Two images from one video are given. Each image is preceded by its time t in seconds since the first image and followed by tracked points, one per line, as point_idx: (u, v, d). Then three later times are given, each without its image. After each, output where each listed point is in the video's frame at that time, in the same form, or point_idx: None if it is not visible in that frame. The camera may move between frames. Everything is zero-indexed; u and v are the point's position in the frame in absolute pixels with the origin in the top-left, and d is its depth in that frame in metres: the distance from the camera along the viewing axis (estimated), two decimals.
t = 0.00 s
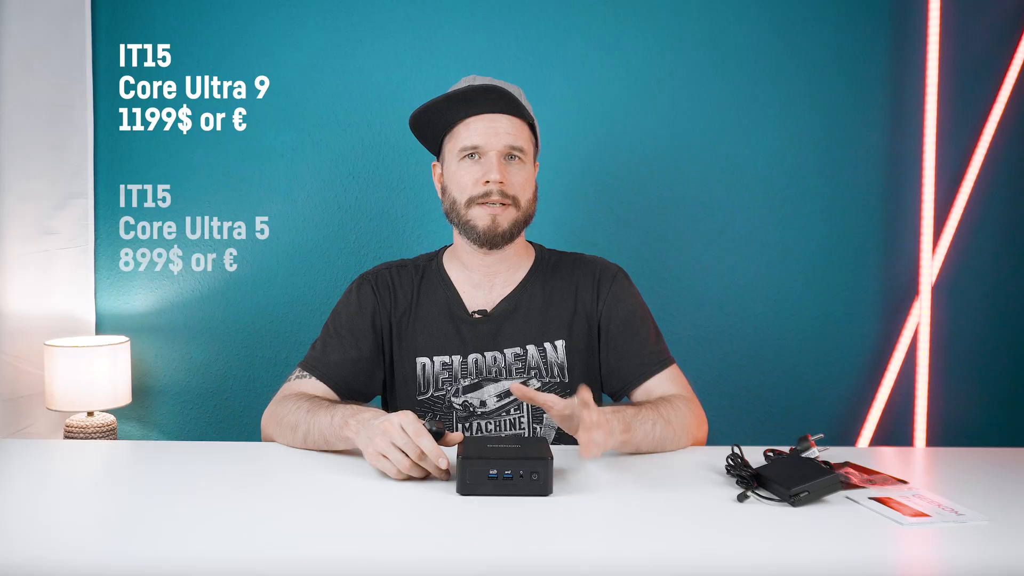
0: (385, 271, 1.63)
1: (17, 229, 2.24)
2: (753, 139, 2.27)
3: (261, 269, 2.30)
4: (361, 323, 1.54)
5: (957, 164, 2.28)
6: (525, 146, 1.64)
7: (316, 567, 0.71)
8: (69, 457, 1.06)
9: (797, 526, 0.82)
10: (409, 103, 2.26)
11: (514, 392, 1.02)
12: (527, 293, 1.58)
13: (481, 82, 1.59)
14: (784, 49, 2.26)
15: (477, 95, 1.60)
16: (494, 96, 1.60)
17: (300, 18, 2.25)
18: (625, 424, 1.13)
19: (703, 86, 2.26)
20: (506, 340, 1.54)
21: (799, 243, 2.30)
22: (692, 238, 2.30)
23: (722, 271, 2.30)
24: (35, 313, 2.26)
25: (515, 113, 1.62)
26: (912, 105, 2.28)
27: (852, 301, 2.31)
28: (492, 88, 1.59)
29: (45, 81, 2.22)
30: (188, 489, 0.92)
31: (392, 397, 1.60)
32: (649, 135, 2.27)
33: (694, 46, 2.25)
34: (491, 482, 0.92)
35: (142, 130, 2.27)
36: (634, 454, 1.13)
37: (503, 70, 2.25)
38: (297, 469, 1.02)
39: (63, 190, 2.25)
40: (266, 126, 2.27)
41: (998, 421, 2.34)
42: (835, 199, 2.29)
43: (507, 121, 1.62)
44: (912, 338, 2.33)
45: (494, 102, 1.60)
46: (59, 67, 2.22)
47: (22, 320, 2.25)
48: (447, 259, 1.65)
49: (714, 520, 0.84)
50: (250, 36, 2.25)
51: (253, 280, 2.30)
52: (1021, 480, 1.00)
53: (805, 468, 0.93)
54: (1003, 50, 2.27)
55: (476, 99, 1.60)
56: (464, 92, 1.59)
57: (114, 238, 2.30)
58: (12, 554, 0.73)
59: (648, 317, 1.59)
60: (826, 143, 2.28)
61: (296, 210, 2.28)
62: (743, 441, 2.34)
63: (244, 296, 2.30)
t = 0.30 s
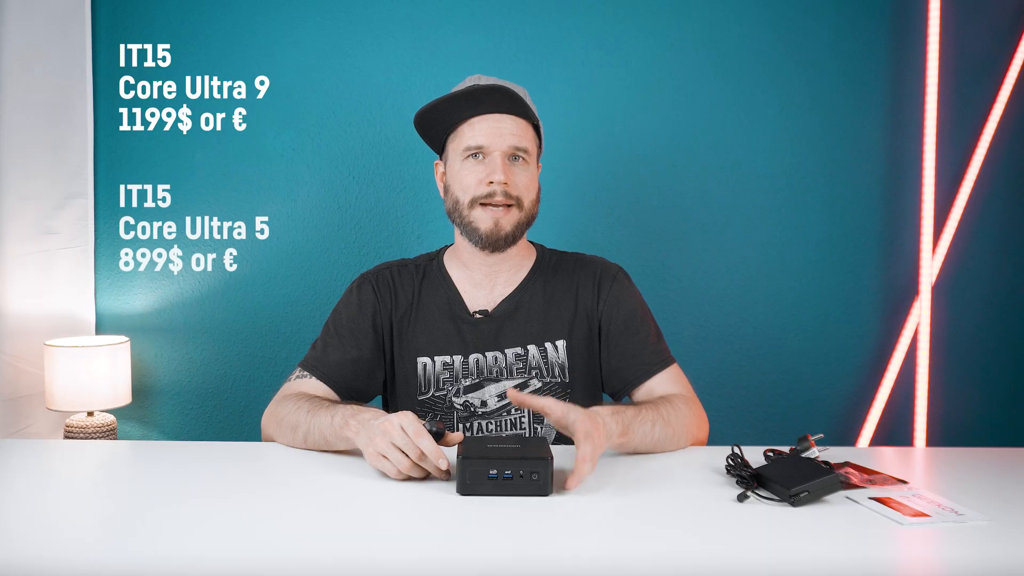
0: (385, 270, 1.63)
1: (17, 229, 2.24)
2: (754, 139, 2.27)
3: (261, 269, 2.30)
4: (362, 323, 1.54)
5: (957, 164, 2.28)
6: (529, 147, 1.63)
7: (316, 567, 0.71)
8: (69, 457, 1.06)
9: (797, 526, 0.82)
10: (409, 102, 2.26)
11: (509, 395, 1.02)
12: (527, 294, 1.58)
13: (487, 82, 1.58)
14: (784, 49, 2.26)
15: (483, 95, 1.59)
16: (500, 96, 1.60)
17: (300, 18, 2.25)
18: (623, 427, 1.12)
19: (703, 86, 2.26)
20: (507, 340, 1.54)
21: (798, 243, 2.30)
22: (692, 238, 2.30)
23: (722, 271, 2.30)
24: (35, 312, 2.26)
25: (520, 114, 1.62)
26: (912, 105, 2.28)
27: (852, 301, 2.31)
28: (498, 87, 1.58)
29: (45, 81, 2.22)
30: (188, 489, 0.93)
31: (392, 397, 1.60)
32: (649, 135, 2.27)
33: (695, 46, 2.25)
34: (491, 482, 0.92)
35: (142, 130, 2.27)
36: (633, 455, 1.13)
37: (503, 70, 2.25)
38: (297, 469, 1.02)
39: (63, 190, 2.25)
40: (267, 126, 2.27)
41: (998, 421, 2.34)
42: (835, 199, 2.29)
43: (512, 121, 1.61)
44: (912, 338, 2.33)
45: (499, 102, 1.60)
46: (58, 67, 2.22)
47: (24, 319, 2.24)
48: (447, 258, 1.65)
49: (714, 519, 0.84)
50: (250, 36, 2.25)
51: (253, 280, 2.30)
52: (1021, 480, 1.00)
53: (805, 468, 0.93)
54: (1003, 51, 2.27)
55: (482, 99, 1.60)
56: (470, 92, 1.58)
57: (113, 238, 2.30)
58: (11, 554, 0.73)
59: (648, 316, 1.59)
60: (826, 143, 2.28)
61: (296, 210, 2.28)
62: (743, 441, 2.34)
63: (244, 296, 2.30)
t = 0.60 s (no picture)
0: (385, 270, 1.63)
1: (17, 229, 2.24)
2: (754, 139, 2.27)
3: (261, 269, 2.30)
4: (362, 323, 1.54)
5: (956, 164, 2.28)
6: (532, 148, 1.63)
7: (316, 567, 0.71)
8: (70, 457, 1.06)
9: (797, 526, 0.82)
10: (409, 103, 2.26)
11: (510, 380, 1.02)
12: (527, 294, 1.58)
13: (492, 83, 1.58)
14: (784, 49, 2.26)
15: (488, 95, 1.59)
16: (504, 97, 1.60)
17: (301, 18, 2.25)
18: (622, 421, 1.13)
19: (703, 86, 2.26)
20: (507, 340, 1.54)
21: (798, 243, 2.30)
22: (692, 238, 2.30)
23: (722, 271, 2.30)
24: (35, 312, 2.26)
25: (524, 115, 1.62)
26: (912, 105, 2.28)
27: (852, 301, 2.31)
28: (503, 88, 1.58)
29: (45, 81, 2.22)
30: (188, 489, 0.93)
31: (392, 397, 1.60)
32: (649, 135, 2.27)
33: (695, 45, 2.25)
34: (491, 482, 0.92)
35: (142, 130, 2.27)
36: (633, 453, 1.13)
37: (503, 70, 2.25)
38: (297, 469, 1.02)
39: (63, 190, 2.25)
40: (267, 126, 2.27)
41: (998, 422, 2.34)
42: (835, 199, 2.29)
43: (516, 122, 1.61)
44: (912, 338, 2.33)
45: (503, 102, 1.60)
46: (58, 67, 2.22)
47: (23, 320, 2.25)
48: (447, 258, 1.65)
49: (713, 520, 0.84)
50: (250, 36, 2.25)
51: (253, 280, 2.30)
52: (1021, 480, 1.00)
53: (805, 468, 0.93)
54: (1003, 51, 2.27)
55: (487, 100, 1.60)
56: (475, 92, 1.59)
57: (113, 238, 2.30)
58: (11, 554, 0.73)
59: (648, 317, 1.59)
60: (826, 142, 2.28)
61: (296, 210, 2.28)
62: (743, 441, 2.34)
63: (244, 296, 2.30)
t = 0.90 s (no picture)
0: (385, 270, 1.63)
1: (17, 229, 2.24)
2: (754, 139, 2.27)
3: (261, 269, 2.30)
4: (362, 323, 1.54)
5: (956, 164, 2.29)
6: (536, 154, 1.63)
7: (316, 567, 0.71)
8: (70, 457, 1.06)
9: (797, 526, 0.82)
10: (409, 103, 2.26)
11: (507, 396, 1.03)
12: (527, 295, 1.58)
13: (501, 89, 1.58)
14: (785, 49, 2.26)
15: (496, 100, 1.59)
16: (512, 102, 1.60)
17: (301, 18, 2.25)
18: (620, 429, 1.12)
19: (703, 86, 2.26)
20: (507, 341, 1.54)
21: (798, 243, 2.30)
22: (692, 238, 2.30)
23: (722, 271, 2.30)
24: (35, 312, 2.26)
25: (530, 121, 1.62)
26: (912, 105, 2.28)
27: (852, 301, 2.31)
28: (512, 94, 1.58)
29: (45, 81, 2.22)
30: (188, 489, 0.93)
31: (392, 397, 1.60)
32: (649, 135, 2.27)
33: (695, 45, 2.25)
34: (491, 482, 0.92)
35: (142, 130, 2.27)
36: (632, 456, 1.13)
37: (503, 70, 2.25)
38: (297, 469, 1.02)
39: (63, 190, 2.25)
40: (267, 126, 2.27)
41: (998, 422, 2.34)
42: (835, 199, 2.29)
43: (522, 128, 1.61)
44: (912, 338, 2.33)
45: (511, 108, 1.60)
46: (58, 67, 2.22)
47: (23, 319, 2.25)
48: (447, 258, 1.65)
49: (713, 519, 0.84)
50: (250, 36, 2.25)
51: (253, 280, 2.30)
52: (1021, 480, 1.00)
53: (804, 468, 0.93)
54: (1003, 51, 2.27)
55: (494, 104, 1.60)
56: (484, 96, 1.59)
57: (113, 238, 2.30)
58: (11, 554, 0.73)
59: (648, 316, 1.59)
60: (826, 142, 2.28)
61: (296, 210, 2.28)
62: (743, 441, 2.34)
63: (244, 296, 2.30)
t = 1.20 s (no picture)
0: (385, 270, 1.63)
1: (17, 229, 2.24)
2: (754, 139, 2.27)
3: (261, 269, 2.30)
4: (362, 322, 1.54)
5: (956, 164, 2.29)
6: (536, 150, 1.63)
7: (315, 567, 0.71)
8: (70, 457, 1.06)
9: (797, 526, 0.82)
10: (409, 103, 2.26)
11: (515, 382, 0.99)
12: (528, 294, 1.58)
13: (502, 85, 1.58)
14: (785, 50, 2.26)
15: (496, 96, 1.59)
16: (511, 98, 1.60)
17: (301, 18, 2.25)
18: (621, 423, 1.13)
19: (703, 86, 2.26)
20: (507, 341, 1.54)
21: (799, 243, 2.30)
22: (693, 239, 2.30)
23: (722, 271, 2.30)
24: (35, 312, 2.26)
25: (530, 117, 1.62)
26: (912, 105, 2.28)
27: (852, 301, 2.31)
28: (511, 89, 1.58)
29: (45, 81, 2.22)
30: (188, 489, 0.93)
31: (392, 397, 1.60)
32: (649, 136, 2.27)
33: (695, 45, 2.25)
34: (491, 482, 0.92)
35: (142, 130, 2.27)
36: (632, 453, 1.13)
37: (503, 70, 2.25)
38: (297, 469, 1.02)
39: (63, 190, 2.25)
40: (267, 126, 2.27)
41: (998, 422, 2.34)
42: (835, 199, 2.29)
43: (522, 124, 1.61)
44: (912, 338, 2.33)
45: (511, 104, 1.60)
46: (58, 67, 2.22)
47: (24, 319, 2.25)
48: (447, 258, 1.65)
49: (713, 519, 0.84)
50: (250, 36, 2.25)
51: (253, 280, 2.30)
52: (1021, 480, 1.00)
53: (804, 469, 0.93)
54: (1003, 51, 2.27)
55: (493, 101, 1.60)
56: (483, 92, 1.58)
57: (113, 238, 2.30)
58: (11, 554, 0.73)
59: (648, 317, 1.59)
60: (826, 142, 2.28)
61: (296, 210, 2.28)
62: (743, 441, 2.34)
63: (245, 296, 2.30)
